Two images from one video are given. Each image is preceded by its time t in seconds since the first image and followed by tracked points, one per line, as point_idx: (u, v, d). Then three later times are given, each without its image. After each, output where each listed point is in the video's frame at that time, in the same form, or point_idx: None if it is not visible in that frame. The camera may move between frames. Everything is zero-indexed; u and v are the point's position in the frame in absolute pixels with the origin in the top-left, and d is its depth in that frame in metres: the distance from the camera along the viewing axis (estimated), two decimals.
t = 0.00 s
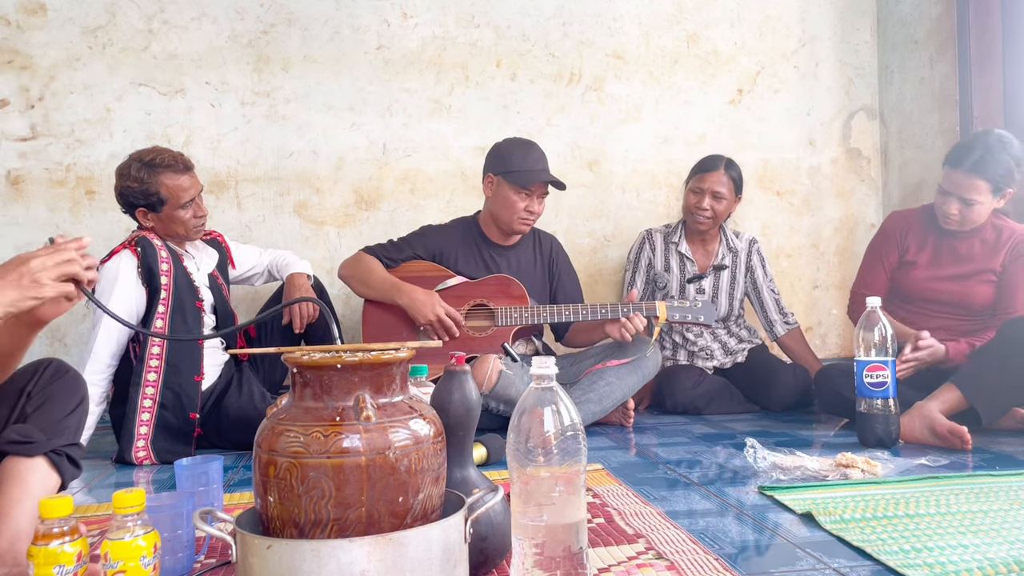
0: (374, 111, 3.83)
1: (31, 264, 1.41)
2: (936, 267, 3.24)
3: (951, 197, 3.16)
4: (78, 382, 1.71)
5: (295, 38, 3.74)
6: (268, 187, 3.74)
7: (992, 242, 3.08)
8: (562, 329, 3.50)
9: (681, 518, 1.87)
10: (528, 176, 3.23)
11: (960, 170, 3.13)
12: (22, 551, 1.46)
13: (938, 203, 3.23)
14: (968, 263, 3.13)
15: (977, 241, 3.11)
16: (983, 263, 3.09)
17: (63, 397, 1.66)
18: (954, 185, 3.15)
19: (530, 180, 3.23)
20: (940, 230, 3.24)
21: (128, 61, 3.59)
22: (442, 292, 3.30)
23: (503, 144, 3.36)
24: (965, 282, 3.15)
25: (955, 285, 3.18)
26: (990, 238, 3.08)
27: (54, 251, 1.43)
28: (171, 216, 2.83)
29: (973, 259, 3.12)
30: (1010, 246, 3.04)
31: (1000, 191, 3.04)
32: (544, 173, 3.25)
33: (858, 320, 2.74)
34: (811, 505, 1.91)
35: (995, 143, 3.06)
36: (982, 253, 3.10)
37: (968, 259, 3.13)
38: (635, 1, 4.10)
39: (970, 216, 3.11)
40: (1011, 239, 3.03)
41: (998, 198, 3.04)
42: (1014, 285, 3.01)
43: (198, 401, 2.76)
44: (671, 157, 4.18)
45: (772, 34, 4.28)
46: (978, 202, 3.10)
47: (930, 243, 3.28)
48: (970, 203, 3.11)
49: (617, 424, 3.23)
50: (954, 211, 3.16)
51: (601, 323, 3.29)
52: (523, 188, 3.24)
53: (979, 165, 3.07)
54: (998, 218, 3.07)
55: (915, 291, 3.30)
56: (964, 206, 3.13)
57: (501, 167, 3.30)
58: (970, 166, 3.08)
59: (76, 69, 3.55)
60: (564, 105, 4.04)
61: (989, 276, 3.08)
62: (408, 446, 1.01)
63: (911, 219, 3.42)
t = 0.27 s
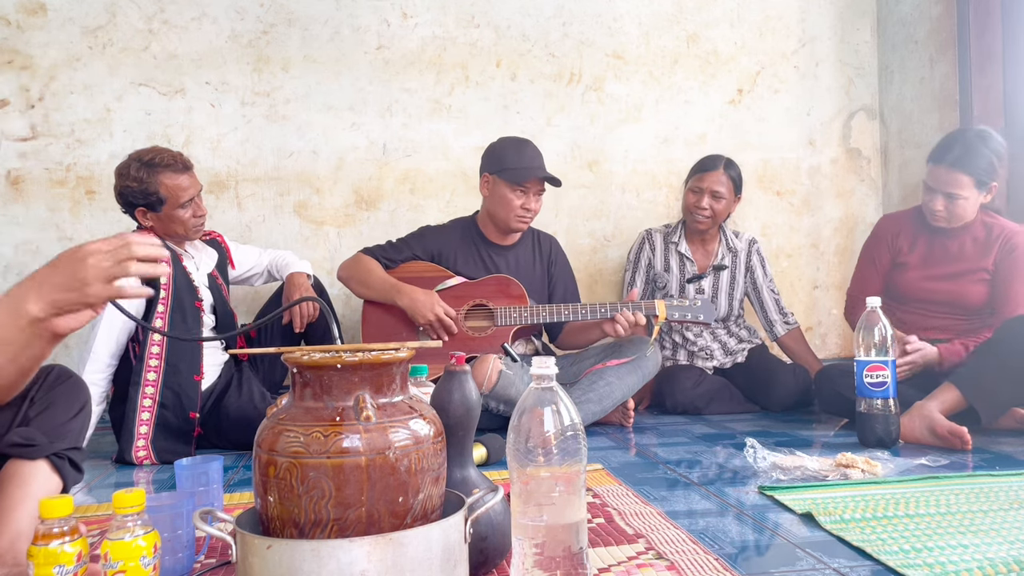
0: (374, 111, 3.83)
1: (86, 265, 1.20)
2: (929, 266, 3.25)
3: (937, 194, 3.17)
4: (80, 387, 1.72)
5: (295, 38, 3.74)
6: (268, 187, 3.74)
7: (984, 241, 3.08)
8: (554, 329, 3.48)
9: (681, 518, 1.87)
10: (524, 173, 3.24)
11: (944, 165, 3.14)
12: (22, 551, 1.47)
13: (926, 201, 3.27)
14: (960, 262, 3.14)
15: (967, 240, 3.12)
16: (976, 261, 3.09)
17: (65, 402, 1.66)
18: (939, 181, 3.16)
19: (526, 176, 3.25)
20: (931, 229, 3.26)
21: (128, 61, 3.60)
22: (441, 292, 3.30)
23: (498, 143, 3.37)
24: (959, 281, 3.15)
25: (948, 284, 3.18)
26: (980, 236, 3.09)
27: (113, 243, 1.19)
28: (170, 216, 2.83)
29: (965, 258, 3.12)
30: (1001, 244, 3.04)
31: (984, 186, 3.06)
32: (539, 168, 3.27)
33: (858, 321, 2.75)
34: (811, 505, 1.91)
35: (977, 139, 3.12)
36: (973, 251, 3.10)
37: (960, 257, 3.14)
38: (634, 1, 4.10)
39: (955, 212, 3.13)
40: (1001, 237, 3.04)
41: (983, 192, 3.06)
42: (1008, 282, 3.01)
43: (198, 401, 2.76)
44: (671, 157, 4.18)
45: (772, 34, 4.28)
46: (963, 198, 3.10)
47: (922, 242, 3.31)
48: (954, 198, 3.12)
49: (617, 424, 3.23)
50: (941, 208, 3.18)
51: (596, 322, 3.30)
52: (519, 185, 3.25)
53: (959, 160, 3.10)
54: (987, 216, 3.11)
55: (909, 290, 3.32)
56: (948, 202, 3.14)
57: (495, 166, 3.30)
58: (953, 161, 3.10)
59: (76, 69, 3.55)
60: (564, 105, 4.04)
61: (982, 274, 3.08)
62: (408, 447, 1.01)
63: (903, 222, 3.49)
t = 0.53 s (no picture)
0: (374, 111, 3.83)
1: (217, 317, 1.05)
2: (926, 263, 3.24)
3: (932, 187, 3.14)
4: (84, 393, 1.77)
5: (295, 38, 3.74)
6: (268, 187, 3.74)
7: (978, 234, 3.10)
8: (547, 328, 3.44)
9: (681, 519, 1.87)
10: (517, 170, 3.24)
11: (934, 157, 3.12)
12: (22, 551, 1.48)
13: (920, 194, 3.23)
14: (956, 257, 3.15)
15: (962, 233, 3.13)
16: (971, 255, 3.11)
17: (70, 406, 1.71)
18: (932, 174, 3.13)
19: (519, 173, 3.25)
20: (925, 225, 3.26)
21: (128, 61, 3.60)
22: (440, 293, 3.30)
23: (492, 142, 3.38)
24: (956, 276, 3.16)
25: (945, 280, 3.19)
26: (975, 230, 3.11)
27: (254, 301, 1.05)
28: (169, 215, 2.83)
29: (960, 253, 3.14)
30: (995, 236, 3.07)
31: (977, 177, 3.06)
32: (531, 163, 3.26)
33: (858, 321, 2.74)
34: (811, 505, 1.91)
35: (968, 131, 3.11)
36: (968, 245, 3.12)
37: (955, 252, 3.15)
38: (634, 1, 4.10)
39: (951, 203, 3.12)
40: (995, 230, 3.06)
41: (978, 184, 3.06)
42: (1004, 275, 3.02)
43: (197, 400, 2.76)
44: (671, 157, 4.18)
45: (772, 34, 4.28)
46: (959, 189, 3.09)
47: (917, 240, 3.30)
48: (949, 189, 3.10)
49: (617, 424, 3.23)
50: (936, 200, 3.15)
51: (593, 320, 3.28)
52: (513, 183, 3.26)
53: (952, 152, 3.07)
54: (980, 209, 3.12)
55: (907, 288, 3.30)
56: (944, 193, 3.12)
57: (490, 165, 3.32)
58: (947, 155, 3.08)
59: (76, 69, 3.55)
60: (564, 105, 4.04)
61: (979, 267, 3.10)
62: (408, 447, 1.01)
63: (896, 219, 3.44)
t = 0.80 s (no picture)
0: (374, 111, 3.83)
1: (278, 327, 1.02)
2: (931, 262, 3.25)
3: (946, 177, 3.14)
4: (88, 395, 1.77)
5: (295, 38, 3.74)
6: (268, 187, 3.74)
7: (986, 235, 3.11)
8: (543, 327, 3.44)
9: (681, 519, 1.87)
10: (505, 165, 3.26)
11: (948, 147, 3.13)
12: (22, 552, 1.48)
13: (933, 186, 3.23)
14: (962, 256, 3.15)
15: (970, 234, 3.14)
16: (978, 256, 3.11)
17: (73, 408, 1.71)
18: (947, 163, 3.13)
19: (507, 167, 3.26)
20: (934, 221, 3.26)
21: (128, 61, 3.60)
22: (439, 292, 3.30)
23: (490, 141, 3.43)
24: (961, 276, 3.16)
25: (950, 279, 3.19)
26: (983, 230, 3.12)
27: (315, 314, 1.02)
28: (170, 215, 2.83)
29: (966, 252, 3.14)
30: (1002, 238, 3.07)
31: (992, 170, 3.06)
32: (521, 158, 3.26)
33: (858, 321, 2.75)
34: (811, 505, 1.91)
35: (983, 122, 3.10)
36: (975, 246, 3.12)
37: (963, 251, 3.15)
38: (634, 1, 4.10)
39: (964, 195, 3.12)
40: (1003, 232, 3.06)
41: (991, 177, 3.06)
42: (1010, 276, 3.02)
43: (198, 400, 2.77)
44: (671, 158, 4.18)
45: (772, 34, 4.28)
46: (972, 179, 3.09)
47: (923, 237, 3.30)
48: (963, 180, 3.10)
49: (617, 424, 3.23)
50: (948, 190, 3.15)
51: (590, 318, 3.28)
52: (502, 179, 3.27)
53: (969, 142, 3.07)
54: (989, 210, 3.12)
55: (912, 286, 3.30)
56: (957, 184, 3.12)
57: (484, 163, 3.36)
58: (961, 143, 3.08)
59: (76, 70, 3.55)
60: (564, 104, 4.04)
61: (985, 268, 3.10)
62: (408, 447, 1.01)
63: (903, 217, 3.43)
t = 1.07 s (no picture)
0: (374, 111, 3.83)
1: (299, 323, 1.01)
2: (934, 257, 3.25)
3: (952, 166, 3.17)
4: (89, 395, 1.77)
5: (295, 38, 3.74)
6: (268, 187, 3.74)
7: (986, 228, 3.09)
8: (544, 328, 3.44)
9: (681, 519, 1.87)
10: (503, 162, 3.26)
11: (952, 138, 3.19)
12: (22, 552, 1.47)
13: (939, 176, 3.27)
14: (964, 250, 3.14)
15: (970, 227, 3.13)
16: (980, 249, 3.10)
17: (74, 409, 1.71)
18: (954, 154, 3.17)
19: (505, 164, 3.26)
20: (938, 214, 3.28)
21: (128, 61, 3.60)
22: (439, 293, 3.31)
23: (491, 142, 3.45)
24: (965, 270, 3.14)
25: (953, 273, 3.17)
26: (983, 223, 3.10)
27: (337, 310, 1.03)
28: (171, 215, 2.83)
29: (968, 246, 3.13)
30: (1004, 230, 3.04)
31: (996, 162, 3.07)
32: (518, 154, 3.25)
33: (858, 320, 2.74)
34: (811, 505, 1.91)
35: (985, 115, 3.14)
36: (976, 239, 3.11)
37: (965, 245, 3.14)
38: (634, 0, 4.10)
39: (969, 185, 3.14)
40: (1004, 224, 3.04)
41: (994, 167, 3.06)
42: (1013, 269, 2.99)
43: (198, 400, 2.77)
44: (671, 157, 4.18)
45: (772, 34, 4.28)
46: (977, 168, 3.11)
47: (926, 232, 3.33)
48: (968, 169, 3.12)
49: (617, 424, 3.23)
50: (954, 180, 3.18)
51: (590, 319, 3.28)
52: (501, 176, 3.27)
53: (973, 132, 3.13)
54: (989, 204, 3.09)
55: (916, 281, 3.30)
56: (963, 172, 3.14)
57: (484, 162, 3.37)
58: (968, 131, 3.13)
59: (76, 70, 3.55)
60: (564, 104, 4.04)
61: (988, 262, 3.07)
62: (408, 447, 1.01)
63: (906, 213, 3.53)
